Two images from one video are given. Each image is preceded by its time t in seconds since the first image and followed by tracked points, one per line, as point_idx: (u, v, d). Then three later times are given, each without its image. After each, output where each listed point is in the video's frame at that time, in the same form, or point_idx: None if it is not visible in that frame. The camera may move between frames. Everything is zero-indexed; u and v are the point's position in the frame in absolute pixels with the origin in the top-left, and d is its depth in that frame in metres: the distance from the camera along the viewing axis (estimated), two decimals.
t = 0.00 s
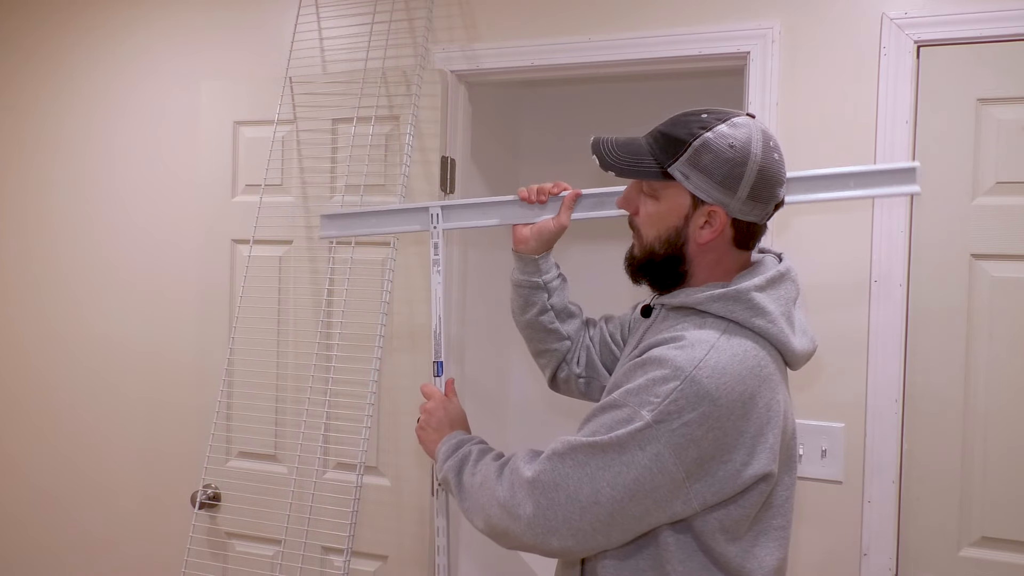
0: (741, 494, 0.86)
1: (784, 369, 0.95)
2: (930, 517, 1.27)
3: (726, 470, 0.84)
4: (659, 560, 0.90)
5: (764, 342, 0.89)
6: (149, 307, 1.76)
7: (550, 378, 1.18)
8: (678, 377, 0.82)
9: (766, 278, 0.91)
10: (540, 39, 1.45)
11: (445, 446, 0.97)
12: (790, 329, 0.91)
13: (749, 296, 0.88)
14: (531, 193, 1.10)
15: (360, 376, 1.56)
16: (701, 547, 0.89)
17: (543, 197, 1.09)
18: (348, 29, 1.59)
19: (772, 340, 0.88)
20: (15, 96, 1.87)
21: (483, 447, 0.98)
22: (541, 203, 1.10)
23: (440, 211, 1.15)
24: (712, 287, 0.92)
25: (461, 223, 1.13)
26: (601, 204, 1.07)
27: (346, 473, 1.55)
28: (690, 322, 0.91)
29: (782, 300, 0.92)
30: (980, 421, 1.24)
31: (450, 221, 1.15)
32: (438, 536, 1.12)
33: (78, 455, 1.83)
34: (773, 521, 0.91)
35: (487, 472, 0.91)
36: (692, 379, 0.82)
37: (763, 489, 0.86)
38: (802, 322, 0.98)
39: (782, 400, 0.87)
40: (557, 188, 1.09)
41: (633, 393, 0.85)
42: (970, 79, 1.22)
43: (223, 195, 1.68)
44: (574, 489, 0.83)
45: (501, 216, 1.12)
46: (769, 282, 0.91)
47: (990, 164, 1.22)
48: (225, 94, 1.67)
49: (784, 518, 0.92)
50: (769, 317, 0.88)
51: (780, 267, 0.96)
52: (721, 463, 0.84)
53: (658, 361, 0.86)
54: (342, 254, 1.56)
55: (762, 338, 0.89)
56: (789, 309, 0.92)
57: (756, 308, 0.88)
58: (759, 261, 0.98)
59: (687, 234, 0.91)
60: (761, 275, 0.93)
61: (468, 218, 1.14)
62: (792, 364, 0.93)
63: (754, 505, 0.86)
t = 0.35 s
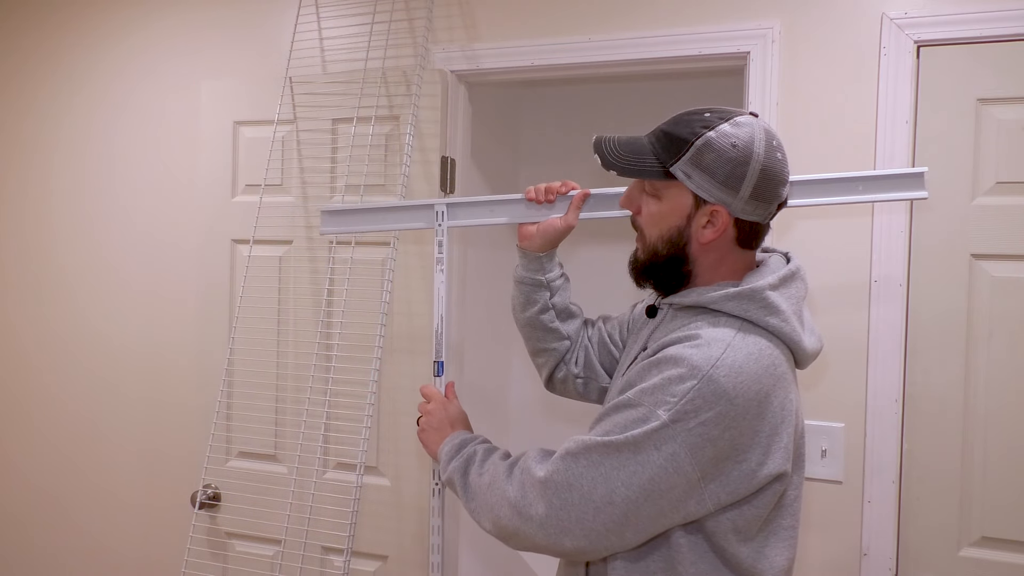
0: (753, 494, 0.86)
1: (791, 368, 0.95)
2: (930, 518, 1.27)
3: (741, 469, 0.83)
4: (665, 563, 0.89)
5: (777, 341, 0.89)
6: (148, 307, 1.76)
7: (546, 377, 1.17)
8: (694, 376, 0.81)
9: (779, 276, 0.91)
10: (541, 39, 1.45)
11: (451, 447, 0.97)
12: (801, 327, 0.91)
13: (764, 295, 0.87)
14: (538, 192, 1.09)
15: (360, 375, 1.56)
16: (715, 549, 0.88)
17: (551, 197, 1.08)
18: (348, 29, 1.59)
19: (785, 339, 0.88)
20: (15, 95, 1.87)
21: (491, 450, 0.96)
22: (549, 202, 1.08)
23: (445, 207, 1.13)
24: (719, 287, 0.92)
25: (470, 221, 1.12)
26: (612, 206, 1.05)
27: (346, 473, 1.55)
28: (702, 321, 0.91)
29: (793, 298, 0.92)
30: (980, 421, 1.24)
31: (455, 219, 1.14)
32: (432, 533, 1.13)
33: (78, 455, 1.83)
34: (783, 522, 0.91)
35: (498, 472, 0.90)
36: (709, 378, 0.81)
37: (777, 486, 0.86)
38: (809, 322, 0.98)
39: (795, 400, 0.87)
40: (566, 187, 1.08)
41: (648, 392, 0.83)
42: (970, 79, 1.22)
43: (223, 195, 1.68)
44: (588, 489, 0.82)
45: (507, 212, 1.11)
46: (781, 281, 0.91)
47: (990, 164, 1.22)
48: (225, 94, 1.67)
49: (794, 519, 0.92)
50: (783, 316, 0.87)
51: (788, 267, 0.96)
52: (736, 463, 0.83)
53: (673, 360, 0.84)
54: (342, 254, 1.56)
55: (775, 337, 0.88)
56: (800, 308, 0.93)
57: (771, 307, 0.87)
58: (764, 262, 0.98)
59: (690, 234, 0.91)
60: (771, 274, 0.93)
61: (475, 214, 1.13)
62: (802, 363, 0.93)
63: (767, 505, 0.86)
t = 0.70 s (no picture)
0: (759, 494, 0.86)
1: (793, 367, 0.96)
2: (930, 517, 1.27)
3: (748, 469, 0.83)
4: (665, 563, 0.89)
5: (782, 340, 0.89)
6: (148, 307, 1.76)
7: (541, 375, 1.17)
8: (702, 375, 0.81)
9: (784, 275, 0.91)
10: (541, 39, 1.45)
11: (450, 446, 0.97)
12: (805, 326, 0.91)
13: (770, 294, 0.87)
14: (540, 190, 1.07)
15: (360, 375, 1.56)
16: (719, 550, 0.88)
17: (552, 195, 1.05)
18: (348, 29, 1.59)
19: (790, 338, 0.88)
20: (15, 95, 1.87)
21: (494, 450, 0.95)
22: (550, 200, 1.06)
23: (445, 201, 1.12)
24: (725, 285, 0.92)
25: (472, 216, 1.11)
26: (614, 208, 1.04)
27: (346, 473, 1.55)
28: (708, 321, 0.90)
29: (797, 297, 0.92)
30: (980, 420, 1.24)
31: (455, 213, 1.12)
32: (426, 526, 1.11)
33: (78, 456, 1.83)
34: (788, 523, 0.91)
35: (502, 472, 0.89)
36: (718, 377, 0.81)
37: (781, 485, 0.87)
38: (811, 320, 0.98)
39: (799, 400, 0.88)
40: (568, 185, 1.05)
41: (655, 391, 0.83)
42: (970, 79, 1.22)
43: (223, 195, 1.68)
44: (594, 490, 0.82)
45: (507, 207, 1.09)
46: (786, 280, 0.91)
47: (990, 164, 1.22)
48: (225, 94, 1.67)
49: (798, 520, 0.92)
50: (789, 315, 0.88)
51: (792, 266, 0.96)
52: (743, 463, 0.84)
53: (680, 359, 0.84)
54: (342, 254, 1.56)
55: (781, 336, 0.88)
56: (804, 307, 0.93)
57: (777, 307, 0.87)
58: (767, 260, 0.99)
59: (695, 234, 0.91)
60: (776, 273, 0.93)
61: (476, 209, 1.11)
62: (805, 362, 0.93)
63: (772, 506, 0.86)
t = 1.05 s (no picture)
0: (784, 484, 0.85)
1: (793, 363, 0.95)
2: (930, 518, 1.27)
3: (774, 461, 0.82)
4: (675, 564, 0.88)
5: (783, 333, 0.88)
6: (148, 307, 1.76)
7: (533, 366, 1.16)
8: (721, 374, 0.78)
9: (783, 269, 0.91)
10: (541, 39, 1.45)
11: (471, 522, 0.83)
12: (803, 320, 0.92)
13: (771, 287, 0.87)
14: (534, 180, 1.09)
15: (360, 375, 1.56)
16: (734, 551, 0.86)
17: (547, 184, 1.07)
18: (348, 29, 1.59)
19: (791, 331, 0.88)
20: (15, 95, 1.87)
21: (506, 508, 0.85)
22: (544, 190, 1.08)
23: (442, 189, 1.13)
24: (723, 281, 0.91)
25: (467, 204, 1.12)
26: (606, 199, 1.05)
27: (346, 473, 1.55)
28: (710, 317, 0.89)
29: (796, 292, 0.93)
30: (980, 420, 1.24)
31: (451, 202, 1.14)
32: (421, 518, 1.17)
33: (78, 455, 1.83)
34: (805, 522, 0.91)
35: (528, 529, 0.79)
36: (735, 373, 0.78)
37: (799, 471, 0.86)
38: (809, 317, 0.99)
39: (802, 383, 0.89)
40: (562, 175, 1.07)
41: (676, 401, 0.78)
42: (970, 79, 1.22)
43: (224, 195, 1.68)
44: (648, 526, 0.74)
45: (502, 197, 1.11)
46: (785, 275, 0.91)
47: (990, 164, 1.22)
48: (225, 94, 1.67)
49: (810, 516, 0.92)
50: (789, 308, 0.88)
51: (788, 262, 0.96)
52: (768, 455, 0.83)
53: (692, 363, 0.80)
54: (342, 254, 1.56)
55: (781, 329, 0.88)
56: (803, 301, 0.93)
57: (777, 299, 0.87)
58: (765, 258, 0.98)
59: (689, 231, 0.90)
60: (776, 268, 0.93)
61: (471, 198, 1.12)
62: (804, 356, 0.93)
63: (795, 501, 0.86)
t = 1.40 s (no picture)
0: (823, 463, 0.88)
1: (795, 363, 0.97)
2: (930, 518, 1.26)
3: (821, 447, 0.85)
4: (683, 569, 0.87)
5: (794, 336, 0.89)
6: (148, 307, 1.76)
7: (525, 364, 1.17)
8: (780, 395, 0.77)
9: (791, 272, 0.91)
10: (541, 39, 1.45)
11: None
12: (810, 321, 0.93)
13: (783, 292, 0.87)
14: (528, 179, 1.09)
15: (360, 375, 1.56)
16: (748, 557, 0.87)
17: (540, 183, 1.07)
18: (348, 29, 1.59)
19: (801, 334, 0.89)
20: (15, 95, 1.87)
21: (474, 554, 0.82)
22: (538, 189, 1.08)
23: (436, 189, 1.14)
24: (728, 286, 0.91)
25: (461, 203, 1.13)
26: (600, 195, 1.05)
27: (345, 473, 1.55)
28: (723, 322, 0.88)
29: (801, 294, 0.94)
30: (980, 420, 1.24)
31: (446, 202, 1.15)
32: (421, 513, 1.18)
33: (78, 455, 1.83)
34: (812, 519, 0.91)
35: None
36: (789, 388, 0.78)
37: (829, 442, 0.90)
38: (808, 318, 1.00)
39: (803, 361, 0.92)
40: (555, 174, 1.08)
41: (745, 436, 0.76)
42: (970, 79, 1.22)
43: (224, 195, 1.68)
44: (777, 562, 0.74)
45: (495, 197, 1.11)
46: (793, 278, 0.92)
47: (990, 164, 1.22)
48: (225, 94, 1.67)
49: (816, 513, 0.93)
50: (799, 312, 0.88)
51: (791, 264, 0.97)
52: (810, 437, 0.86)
53: (741, 394, 0.78)
54: (342, 254, 1.56)
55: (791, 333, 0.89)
56: (807, 303, 0.94)
57: (789, 304, 0.87)
58: (765, 259, 0.98)
59: (679, 235, 0.90)
60: (781, 272, 0.93)
61: (466, 198, 1.13)
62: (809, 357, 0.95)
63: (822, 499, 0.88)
